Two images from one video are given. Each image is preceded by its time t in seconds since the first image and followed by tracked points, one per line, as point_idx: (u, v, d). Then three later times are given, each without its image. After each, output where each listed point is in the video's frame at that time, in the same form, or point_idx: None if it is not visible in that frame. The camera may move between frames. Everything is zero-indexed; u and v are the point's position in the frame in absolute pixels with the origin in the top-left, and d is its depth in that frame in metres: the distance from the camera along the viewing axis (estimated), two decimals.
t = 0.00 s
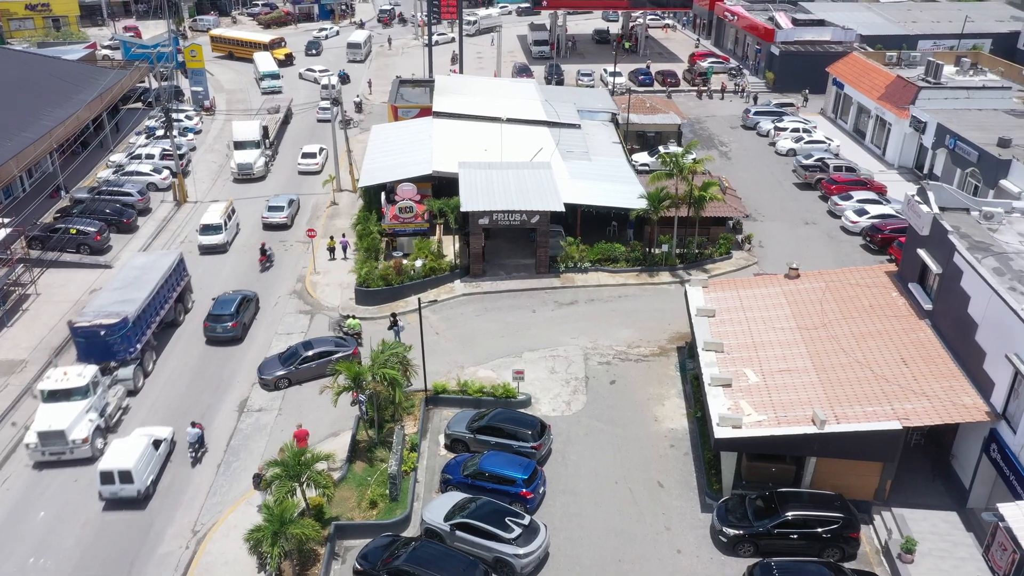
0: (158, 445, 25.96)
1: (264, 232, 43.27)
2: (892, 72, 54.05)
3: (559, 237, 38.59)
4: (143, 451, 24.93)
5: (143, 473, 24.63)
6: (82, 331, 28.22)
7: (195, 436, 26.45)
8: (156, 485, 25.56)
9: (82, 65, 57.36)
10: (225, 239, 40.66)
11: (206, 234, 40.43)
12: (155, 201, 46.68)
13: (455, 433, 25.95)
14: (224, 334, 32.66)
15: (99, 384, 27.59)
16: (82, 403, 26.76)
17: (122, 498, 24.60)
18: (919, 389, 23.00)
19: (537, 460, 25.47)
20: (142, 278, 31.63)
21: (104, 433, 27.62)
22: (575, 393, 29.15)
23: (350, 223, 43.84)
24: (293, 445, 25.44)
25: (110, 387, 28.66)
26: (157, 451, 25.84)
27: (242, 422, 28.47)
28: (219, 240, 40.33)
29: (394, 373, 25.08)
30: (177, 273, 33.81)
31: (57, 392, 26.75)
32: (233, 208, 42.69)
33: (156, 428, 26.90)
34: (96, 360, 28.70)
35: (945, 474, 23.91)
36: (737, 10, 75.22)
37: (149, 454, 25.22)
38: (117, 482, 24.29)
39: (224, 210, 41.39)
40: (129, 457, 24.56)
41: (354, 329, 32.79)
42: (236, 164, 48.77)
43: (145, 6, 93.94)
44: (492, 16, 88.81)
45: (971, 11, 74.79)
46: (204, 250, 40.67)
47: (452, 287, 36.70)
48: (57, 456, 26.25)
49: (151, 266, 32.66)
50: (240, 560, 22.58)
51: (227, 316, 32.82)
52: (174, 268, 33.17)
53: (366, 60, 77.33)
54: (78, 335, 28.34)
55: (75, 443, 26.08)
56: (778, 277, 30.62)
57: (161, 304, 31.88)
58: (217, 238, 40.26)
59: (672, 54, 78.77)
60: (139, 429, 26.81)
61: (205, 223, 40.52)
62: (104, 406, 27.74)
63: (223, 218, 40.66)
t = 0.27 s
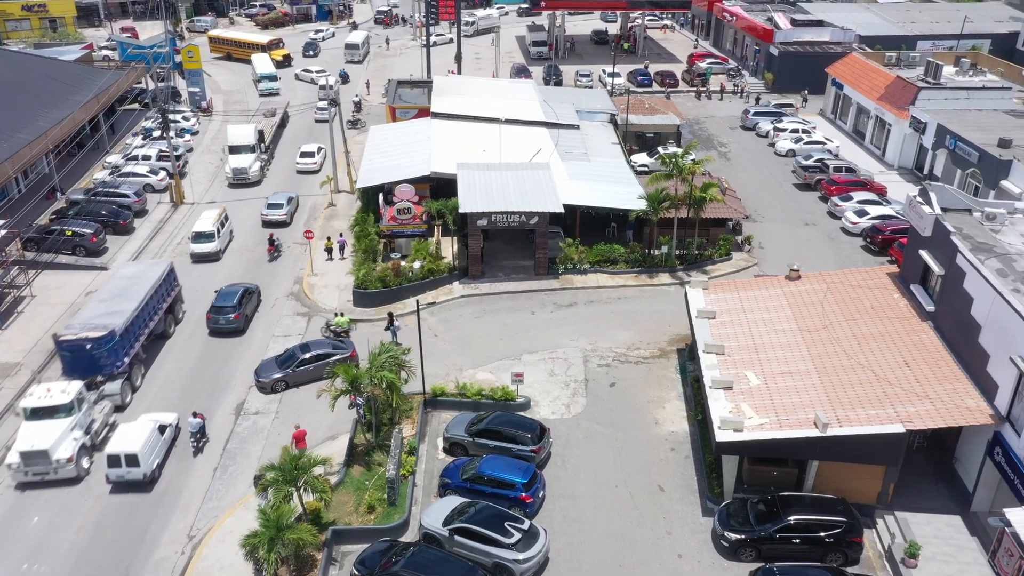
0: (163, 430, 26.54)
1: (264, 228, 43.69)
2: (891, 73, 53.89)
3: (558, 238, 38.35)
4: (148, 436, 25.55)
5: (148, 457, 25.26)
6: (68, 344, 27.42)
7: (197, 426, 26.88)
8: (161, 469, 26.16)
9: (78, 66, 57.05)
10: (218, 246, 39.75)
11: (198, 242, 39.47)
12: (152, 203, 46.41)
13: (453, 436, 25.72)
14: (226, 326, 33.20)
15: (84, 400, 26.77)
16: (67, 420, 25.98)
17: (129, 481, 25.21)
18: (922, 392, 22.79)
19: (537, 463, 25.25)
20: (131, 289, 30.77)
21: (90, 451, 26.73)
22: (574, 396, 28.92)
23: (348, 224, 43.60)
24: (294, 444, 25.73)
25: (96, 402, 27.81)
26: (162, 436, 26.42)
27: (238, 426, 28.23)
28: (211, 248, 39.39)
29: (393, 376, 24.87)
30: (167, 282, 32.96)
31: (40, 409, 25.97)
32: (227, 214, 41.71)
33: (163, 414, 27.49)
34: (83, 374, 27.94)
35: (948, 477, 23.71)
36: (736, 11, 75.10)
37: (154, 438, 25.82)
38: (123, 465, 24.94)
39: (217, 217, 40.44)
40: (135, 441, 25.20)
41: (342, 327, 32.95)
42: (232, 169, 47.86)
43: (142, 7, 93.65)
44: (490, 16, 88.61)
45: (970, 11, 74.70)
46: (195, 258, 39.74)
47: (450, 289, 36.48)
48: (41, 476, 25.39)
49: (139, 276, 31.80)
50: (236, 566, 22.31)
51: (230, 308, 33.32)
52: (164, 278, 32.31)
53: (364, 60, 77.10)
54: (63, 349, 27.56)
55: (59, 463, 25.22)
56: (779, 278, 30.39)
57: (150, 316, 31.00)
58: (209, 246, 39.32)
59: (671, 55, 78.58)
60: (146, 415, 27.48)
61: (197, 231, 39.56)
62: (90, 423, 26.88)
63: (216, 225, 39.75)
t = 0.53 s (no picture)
0: (168, 415, 27.15)
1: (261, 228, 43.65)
2: (891, 73, 53.61)
3: (557, 241, 37.87)
4: (153, 419, 26.14)
5: (154, 441, 25.85)
6: (46, 365, 26.14)
7: (196, 417, 27.12)
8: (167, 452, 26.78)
9: (72, 67, 56.58)
10: (208, 257, 38.50)
11: (187, 252, 38.26)
12: (146, 205, 45.99)
13: (451, 442, 25.33)
14: (228, 318, 33.53)
15: (64, 424, 25.59)
16: (45, 445, 24.82)
17: (134, 464, 25.84)
18: (927, 398, 22.44)
19: (536, 470, 24.88)
20: (114, 304, 29.48)
21: (70, 477, 25.53)
22: (574, 401, 28.56)
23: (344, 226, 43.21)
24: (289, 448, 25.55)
25: (77, 425, 26.61)
26: (167, 421, 27.00)
27: (233, 432, 27.82)
28: (201, 259, 38.19)
29: (389, 381, 24.47)
30: (152, 297, 31.69)
31: (17, 435, 24.84)
32: (217, 223, 40.52)
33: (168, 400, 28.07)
34: (63, 396, 26.70)
35: (953, 483, 23.37)
36: (734, 11, 74.87)
37: (159, 423, 26.38)
38: (129, 448, 25.55)
39: (207, 226, 39.24)
40: (140, 425, 25.77)
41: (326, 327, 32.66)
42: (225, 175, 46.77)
43: (138, 8, 93.22)
44: (488, 17, 88.29)
45: (969, 11, 74.48)
46: (184, 269, 38.49)
47: (448, 292, 36.10)
48: (18, 506, 24.17)
49: (122, 292, 30.42)
50: None
51: (231, 300, 33.62)
52: (149, 293, 31.02)
53: (361, 61, 76.72)
54: (41, 369, 26.26)
55: (37, 491, 24.01)
56: (780, 281, 30.03)
57: (134, 332, 29.77)
58: (199, 257, 38.10)
59: (669, 56, 78.28)
60: (152, 400, 28.09)
61: (186, 241, 38.34)
62: (70, 448, 25.68)
63: (206, 235, 38.49)
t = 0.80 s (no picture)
0: (171, 404, 27.59)
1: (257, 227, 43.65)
2: (891, 74, 53.27)
3: (555, 243, 37.27)
4: (156, 408, 26.62)
5: (156, 429, 26.33)
6: (23, 386, 25.09)
7: (195, 411, 27.35)
8: (169, 440, 27.28)
9: (67, 68, 56.14)
10: (198, 268, 37.29)
11: (176, 262, 37.06)
12: (140, 207, 45.52)
13: (449, 450, 24.89)
14: (227, 312, 33.77)
15: (42, 449, 24.38)
16: (22, 473, 23.61)
17: (137, 452, 26.34)
18: (934, 404, 22.05)
19: (535, 478, 24.45)
20: (97, 320, 28.32)
21: (49, 505, 24.29)
22: (573, 407, 28.14)
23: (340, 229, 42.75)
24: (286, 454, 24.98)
25: (57, 449, 25.43)
26: (169, 410, 27.46)
27: (226, 439, 27.36)
28: (190, 270, 36.96)
29: (385, 388, 24.02)
30: (138, 311, 30.51)
31: None
32: (207, 232, 39.34)
33: (171, 389, 28.54)
34: (41, 419, 25.54)
35: (959, 491, 22.97)
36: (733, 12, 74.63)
37: (161, 411, 26.85)
38: (132, 436, 26.05)
39: (197, 236, 38.08)
40: (143, 413, 26.23)
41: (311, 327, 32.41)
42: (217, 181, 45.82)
43: (134, 9, 92.73)
44: (485, 18, 87.90)
45: (968, 12, 74.19)
46: (173, 281, 37.26)
47: (445, 296, 35.66)
48: None
49: (105, 308, 29.26)
50: None
51: (231, 295, 33.88)
52: (133, 308, 29.86)
53: (357, 62, 76.28)
54: (19, 391, 25.18)
55: (13, 522, 22.79)
56: (782, 284, 29.63)
57: (119, 348, 28.67)
58: (188, 268, 36.91)
59: (667, 56, 77.91)
60: (155, 390, 28.61)
61: (175, 251, 37.15)
62: (48, 474, 24.44)
63: (195, 245, 37.27)
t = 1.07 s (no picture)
0: (171, 395, 27.99)
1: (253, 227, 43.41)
2: (891, 75, 52.84)
3: (554, 247, 36.98)
4: (157, 398, 26.99)
5: (158, 419, 26.68)
6: None
7: (194, 407, 27.46)
8: (169, 430, 27.61)
9: (59, 69, 55.57)
10: (186, 280, 36.19)
11: (163, 274, 35.92)
12: (133, 210, 44.93)
13: (445, 459, 24.36)
14: (226, 308, 34.02)
15: (15, 479, 23.07)
16: None
17: (138, 441, 26.70)
18: (941, 413, 21.57)
19: (534, 488, 23.92)
20: (76, 339, 27.23)
21: (21, 539, 22.94)
22: (572, 414, 27.64)
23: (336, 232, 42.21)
24: (282, 461, 24.36)
25: (33, 477, 24.12)
26: (170, 400, 27.86)
27: (219, 448, 26.81)
28: (178, 282, 35.85)
29: (381, 396, 23.48)
30: (120, 329, 29.34)
31: None
32: (195, 242, 38.19)
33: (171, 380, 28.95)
34: (15, 445, 24.16)
35: (968, 501, 22.49)
36: (732, 12, 74.21)
37: (162, 401, 27.20)
38: (133, 425, 26.39)
39: (185, 246, 36.95)
40: (144, 402, 26.62)
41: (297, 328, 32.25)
42: (208, 188, 44.86)
43: (128, 10, 92.15)
44: (482, 18, 87.38)
45: (968, 12, 73.77)
46: (160, 293, 36.12)
47: (442, 300, 35.14)
48: None
49: (85, 326, 28.12)
50: None
51: (229, 291, 34.09)
52: (114, 326, 28.68)
53: (354, 63, 75.72)
54: None
55: None
56: (785, 289, 29.15)
57: (100, 367, 27.56)
58: (176, 280, 35.77)
59: (666, 57, 77.47)
60: (156, 381, 28.99)
61: (163, 262, 36.01)
62: (22, 506, 23.13)
63: (183, 256, 36.12)
